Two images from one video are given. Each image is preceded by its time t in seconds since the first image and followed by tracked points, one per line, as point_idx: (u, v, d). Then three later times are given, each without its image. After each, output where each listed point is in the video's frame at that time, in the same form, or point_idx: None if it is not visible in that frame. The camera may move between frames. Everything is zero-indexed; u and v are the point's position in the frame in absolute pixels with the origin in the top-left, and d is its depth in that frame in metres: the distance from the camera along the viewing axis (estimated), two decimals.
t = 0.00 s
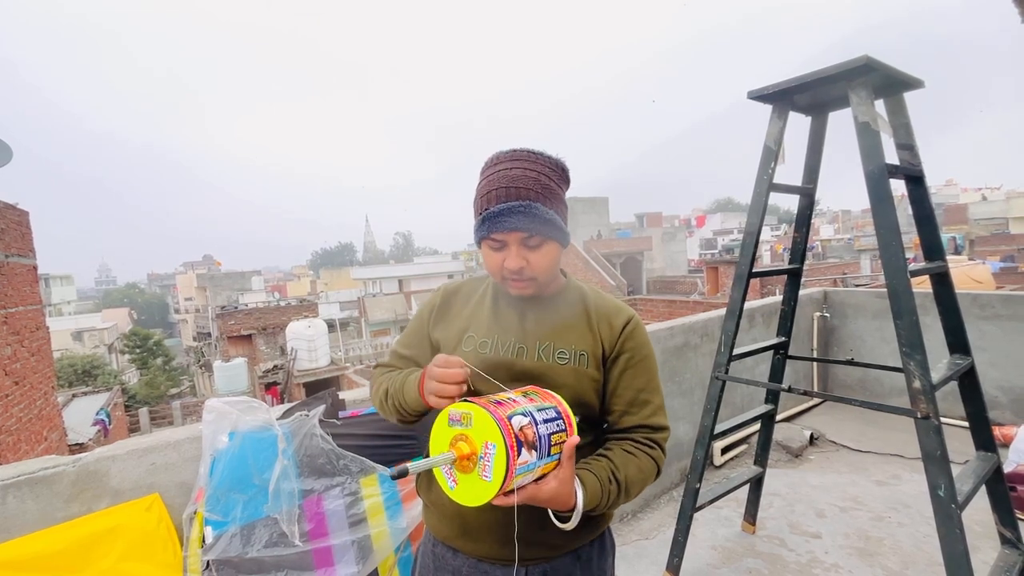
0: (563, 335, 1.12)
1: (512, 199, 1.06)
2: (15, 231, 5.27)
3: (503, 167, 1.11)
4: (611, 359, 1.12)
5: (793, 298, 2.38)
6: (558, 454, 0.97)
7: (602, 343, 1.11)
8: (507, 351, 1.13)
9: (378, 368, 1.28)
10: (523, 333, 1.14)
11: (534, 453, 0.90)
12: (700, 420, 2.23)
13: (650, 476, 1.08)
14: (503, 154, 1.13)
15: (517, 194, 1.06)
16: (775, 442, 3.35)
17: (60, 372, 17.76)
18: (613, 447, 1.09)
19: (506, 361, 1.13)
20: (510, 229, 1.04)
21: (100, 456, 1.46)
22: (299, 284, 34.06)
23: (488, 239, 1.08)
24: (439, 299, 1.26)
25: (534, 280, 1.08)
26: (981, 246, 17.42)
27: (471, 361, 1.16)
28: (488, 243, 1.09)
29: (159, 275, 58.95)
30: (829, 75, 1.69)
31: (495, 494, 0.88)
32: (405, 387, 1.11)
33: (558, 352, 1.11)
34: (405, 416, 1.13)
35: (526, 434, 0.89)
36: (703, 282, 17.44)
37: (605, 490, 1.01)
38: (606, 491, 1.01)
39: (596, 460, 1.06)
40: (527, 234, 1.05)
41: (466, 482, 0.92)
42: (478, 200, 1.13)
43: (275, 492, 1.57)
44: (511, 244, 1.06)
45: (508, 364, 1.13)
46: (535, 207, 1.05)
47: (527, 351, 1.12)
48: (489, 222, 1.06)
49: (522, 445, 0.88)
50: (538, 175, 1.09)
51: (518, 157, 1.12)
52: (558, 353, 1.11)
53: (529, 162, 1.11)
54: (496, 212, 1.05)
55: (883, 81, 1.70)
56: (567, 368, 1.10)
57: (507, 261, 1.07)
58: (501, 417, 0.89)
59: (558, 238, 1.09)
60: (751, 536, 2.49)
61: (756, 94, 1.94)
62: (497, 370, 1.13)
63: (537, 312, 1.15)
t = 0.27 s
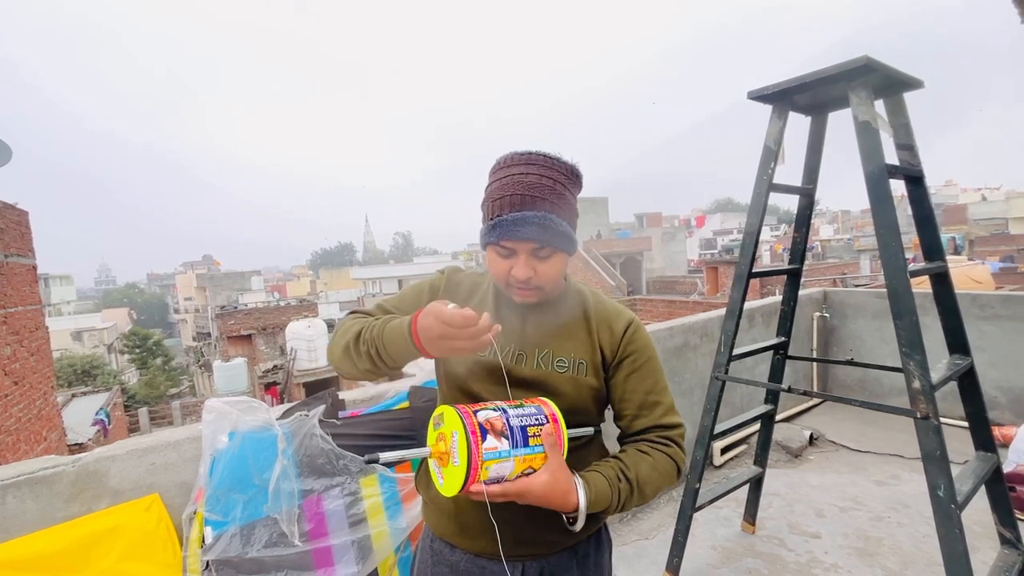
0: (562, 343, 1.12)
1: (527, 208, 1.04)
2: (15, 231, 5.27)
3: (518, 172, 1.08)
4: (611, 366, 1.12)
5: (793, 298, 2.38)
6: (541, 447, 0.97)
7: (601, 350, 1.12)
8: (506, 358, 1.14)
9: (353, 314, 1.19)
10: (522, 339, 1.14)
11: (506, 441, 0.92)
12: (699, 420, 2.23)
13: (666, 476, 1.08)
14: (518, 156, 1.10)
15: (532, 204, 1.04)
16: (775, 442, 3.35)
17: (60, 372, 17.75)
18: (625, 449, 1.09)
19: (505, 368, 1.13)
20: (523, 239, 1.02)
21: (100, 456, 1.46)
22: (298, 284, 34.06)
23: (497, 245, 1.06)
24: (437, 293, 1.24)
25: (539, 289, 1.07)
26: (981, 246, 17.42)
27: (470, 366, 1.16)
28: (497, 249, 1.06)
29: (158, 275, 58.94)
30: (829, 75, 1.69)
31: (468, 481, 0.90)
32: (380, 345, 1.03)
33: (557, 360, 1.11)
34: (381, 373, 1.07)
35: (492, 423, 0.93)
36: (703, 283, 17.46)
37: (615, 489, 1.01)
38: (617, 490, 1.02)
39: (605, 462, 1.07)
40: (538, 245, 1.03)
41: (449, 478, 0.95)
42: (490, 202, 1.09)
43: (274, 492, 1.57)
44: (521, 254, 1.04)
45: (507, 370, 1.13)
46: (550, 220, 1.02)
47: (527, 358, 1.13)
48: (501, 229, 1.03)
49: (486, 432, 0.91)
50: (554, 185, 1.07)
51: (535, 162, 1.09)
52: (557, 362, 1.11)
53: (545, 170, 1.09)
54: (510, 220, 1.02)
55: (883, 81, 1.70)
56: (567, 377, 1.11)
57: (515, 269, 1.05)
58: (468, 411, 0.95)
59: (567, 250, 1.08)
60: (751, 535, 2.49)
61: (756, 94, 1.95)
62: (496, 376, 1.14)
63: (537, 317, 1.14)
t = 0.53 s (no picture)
0: (562, 348, 1.12)
1: (532, 219, 1.03)
2: (15, 231, 5.27)
3: (525, 177, 1.06)
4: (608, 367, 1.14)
5: (793, 298, 2.38)
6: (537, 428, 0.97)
7: (598, 353, 1.13)
8: (507, 362, 1.13)
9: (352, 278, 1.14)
10: (523, 343, 1.13)
11: (501, 416, 0.93)
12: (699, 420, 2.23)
13: (667, 465, 1.06)
14: (525, 161, 1.07)
15: (538, 215, 1.03)
16: (774, 443, 3.35)
17: (60, 372, 17.75)
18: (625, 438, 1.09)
19: (507, 373, 1.12)
20: (527, 252, 1.02)
21: (99, 456, 1.46)
22: (298, 284, 34.07)
23: (500, 253, 1.05)
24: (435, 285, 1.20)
25: (540, 297, 1.07)
26: (981, 247, 17.41)
27: (471, 368, 1.15)
28: (499, 256, 1.06)
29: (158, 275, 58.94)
30: (828, 75, 1.69)
31: (465, 452, 0.89)
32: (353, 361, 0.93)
33: (557, 364, 1.12)
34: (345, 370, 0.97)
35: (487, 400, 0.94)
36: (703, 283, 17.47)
37: (613, 473, 1.01)
38: (615, 473, 1.01)
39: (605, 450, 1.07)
40: (541, 257, 1.03)
41: (445, 456, 0.93)
42: (494, 206, 1.08)
43: (274, 492, 1.57)
44: (524, 264, 1.04)
45: (506, 375, 1.12)
46: (555, 234, 1.02)
47: (528, 363, 1.12)
48: (505, 239, 1.02)
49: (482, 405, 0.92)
50: (560, 195, 1.06)
51: (543, 167, 1.07)
52: (557, 367, 1.12)
53: (552, 177, 1.07)
54: (515, 231, 1.01)
55: (882, 81, 1.70)
56: (566, 381, 1.11)
57: (517, 279, 1.04)
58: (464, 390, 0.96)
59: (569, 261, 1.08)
60: (750, 535, 2.49)
61: (756, 94, 1.95)
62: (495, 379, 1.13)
63: (538, 321, 1.14)
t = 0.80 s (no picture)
0: (565, 348, 1.13)
1: (539, 223, 1.03)
2: (15, 232, 5.26)
3: (530, 180, 1.05)
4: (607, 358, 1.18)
5: (793, 298, 2.38)
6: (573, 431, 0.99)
7: (598, 347, 1.16)
8: (517, 373, 1.09)
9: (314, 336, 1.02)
10: (529, 350, 1.11)
11: (548, 423, 0.94)
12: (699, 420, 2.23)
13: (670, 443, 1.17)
14: (529, 162, 1.07)
15: (544, 219, 1.03)
16: (774, 443, 3.35)
17: (60, 372, 17.76)
18: (632, 426, 1.16)
19: (520, 384, 1.09)
20: (534, 257, 1.02)
21: (99, 456, 1.46)
22: (298, 285, 34.08)
23: (504, 256, 1.04)
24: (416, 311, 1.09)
25: (541, 300, 1.08)
26: (981, 247, 17.39)
27: (480, 386, 1.08)
28: (503, 259, 1.04)
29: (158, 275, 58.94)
30: (827, 76, 1.70)
31: (524, 466, 0.89)
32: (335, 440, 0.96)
33: (564, 365, 1.12)
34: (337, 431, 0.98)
35: (532, 408, 0.95)
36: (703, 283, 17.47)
37: (634, 461, 1.09)
38: (637, 462, 1.09)
39: (620, 439, 1.13)
40: (546, 262, 1.04)
41: (495, 470, 0.92)
42: (497, 208, 1.06)
43: (274, 492, 1.58)
44: (528, 268, 1.04)
45: (515, 385, 1.09)
46: (560, 239, 1.03)
47: (538, 370, 1.11)
48: (512, 242, 1.01)
49: (532, 415, 0.93)
50: (563, 200, 1.07)
51: (548, 172, 1.07)
52: (565, 368, 1.12)
53: (557, 182, 1.07)
54: (523, 234, 1.01)
55: (882, 82, 1.70)
56: (574, 380, 1.12)
57: (522, 283, 1.04)
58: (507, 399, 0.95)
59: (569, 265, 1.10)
60: (750, 535, 2.49)
61: (755, 94, 1.95)
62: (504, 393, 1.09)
63: (540, 326, 1.12)
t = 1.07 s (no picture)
0: (558, 342, 1.12)
1: (525, 218, 1.03)
2: (16, 232, 5.26)
3: (512, 177, 1.06)
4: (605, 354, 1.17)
5: (793, 298, 2.38)
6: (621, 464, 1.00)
7: (594, 342, 1.16)
8: (508, 366, 1.10)
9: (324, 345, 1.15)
10: (521, 344, 1.12)
11: (615, 473, 0.93)
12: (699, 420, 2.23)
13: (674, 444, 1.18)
14: (509, 158, 1.08)
15: (530, 213, 1.04)
16: (775, 443, 3.35)
17: (60, 373, 17.78)
18: (641, 433, 1.15)
19: (510, 378, 1.09)
20: (525, 251, 1.02)
21: (100, 456, 1.47)
22: (299, 285, 34.14)
23: (494, 254, 1.04)
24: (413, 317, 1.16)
25: (534, 295, 1.08)
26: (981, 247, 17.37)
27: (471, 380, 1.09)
28: (493, 258, 1.05)
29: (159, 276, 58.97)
30: (827, 76, 1.70)
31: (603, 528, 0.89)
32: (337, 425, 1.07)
33: (558, 359, 1.12)
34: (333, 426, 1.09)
35: (602, 459, 0.92)
36: (703, 283, 17.47)
37: (659, 477, 1.09)
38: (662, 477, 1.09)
39: (638, 453, 1.12)
40: (537, 255, 1.04)
41: (565, 530, 0.90)
42: (482, 208, 1.06)
43: (275, 492, 1.57)
44: (520, 263, 1.04)
45: (509, 379, 1.10)
46: (549, 231, 1.04)
47: (530, 364, 1.11)
48: (501, 240, 1.02)
49: (606, 470, 0.90)
50: (548, 193, 1.07)
51: (527, 166, 1.08)
52: (558, 361, 1.12)
53: (539, 176, 1.08)
54: (511, 231, 1.01)
55: (882, 82, 1.70)
56: (570, 375, 1.12)
57: (514, 278, 1.04)
58: (579, 452, 0.90)
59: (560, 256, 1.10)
60: (751, 536, 2.49)
61: (755, 95, 1.95)
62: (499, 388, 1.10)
63: (530, 320, 1.13)
